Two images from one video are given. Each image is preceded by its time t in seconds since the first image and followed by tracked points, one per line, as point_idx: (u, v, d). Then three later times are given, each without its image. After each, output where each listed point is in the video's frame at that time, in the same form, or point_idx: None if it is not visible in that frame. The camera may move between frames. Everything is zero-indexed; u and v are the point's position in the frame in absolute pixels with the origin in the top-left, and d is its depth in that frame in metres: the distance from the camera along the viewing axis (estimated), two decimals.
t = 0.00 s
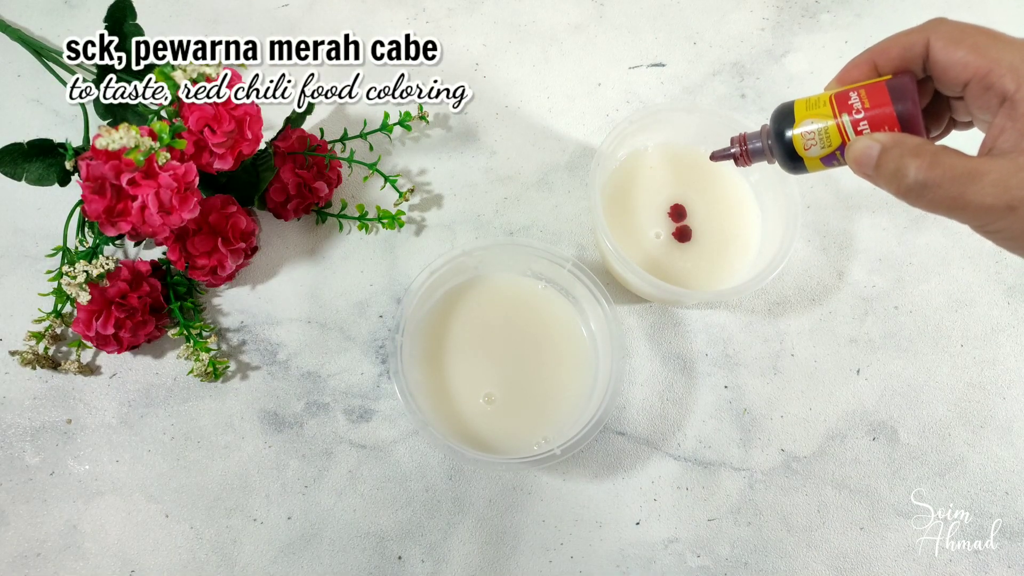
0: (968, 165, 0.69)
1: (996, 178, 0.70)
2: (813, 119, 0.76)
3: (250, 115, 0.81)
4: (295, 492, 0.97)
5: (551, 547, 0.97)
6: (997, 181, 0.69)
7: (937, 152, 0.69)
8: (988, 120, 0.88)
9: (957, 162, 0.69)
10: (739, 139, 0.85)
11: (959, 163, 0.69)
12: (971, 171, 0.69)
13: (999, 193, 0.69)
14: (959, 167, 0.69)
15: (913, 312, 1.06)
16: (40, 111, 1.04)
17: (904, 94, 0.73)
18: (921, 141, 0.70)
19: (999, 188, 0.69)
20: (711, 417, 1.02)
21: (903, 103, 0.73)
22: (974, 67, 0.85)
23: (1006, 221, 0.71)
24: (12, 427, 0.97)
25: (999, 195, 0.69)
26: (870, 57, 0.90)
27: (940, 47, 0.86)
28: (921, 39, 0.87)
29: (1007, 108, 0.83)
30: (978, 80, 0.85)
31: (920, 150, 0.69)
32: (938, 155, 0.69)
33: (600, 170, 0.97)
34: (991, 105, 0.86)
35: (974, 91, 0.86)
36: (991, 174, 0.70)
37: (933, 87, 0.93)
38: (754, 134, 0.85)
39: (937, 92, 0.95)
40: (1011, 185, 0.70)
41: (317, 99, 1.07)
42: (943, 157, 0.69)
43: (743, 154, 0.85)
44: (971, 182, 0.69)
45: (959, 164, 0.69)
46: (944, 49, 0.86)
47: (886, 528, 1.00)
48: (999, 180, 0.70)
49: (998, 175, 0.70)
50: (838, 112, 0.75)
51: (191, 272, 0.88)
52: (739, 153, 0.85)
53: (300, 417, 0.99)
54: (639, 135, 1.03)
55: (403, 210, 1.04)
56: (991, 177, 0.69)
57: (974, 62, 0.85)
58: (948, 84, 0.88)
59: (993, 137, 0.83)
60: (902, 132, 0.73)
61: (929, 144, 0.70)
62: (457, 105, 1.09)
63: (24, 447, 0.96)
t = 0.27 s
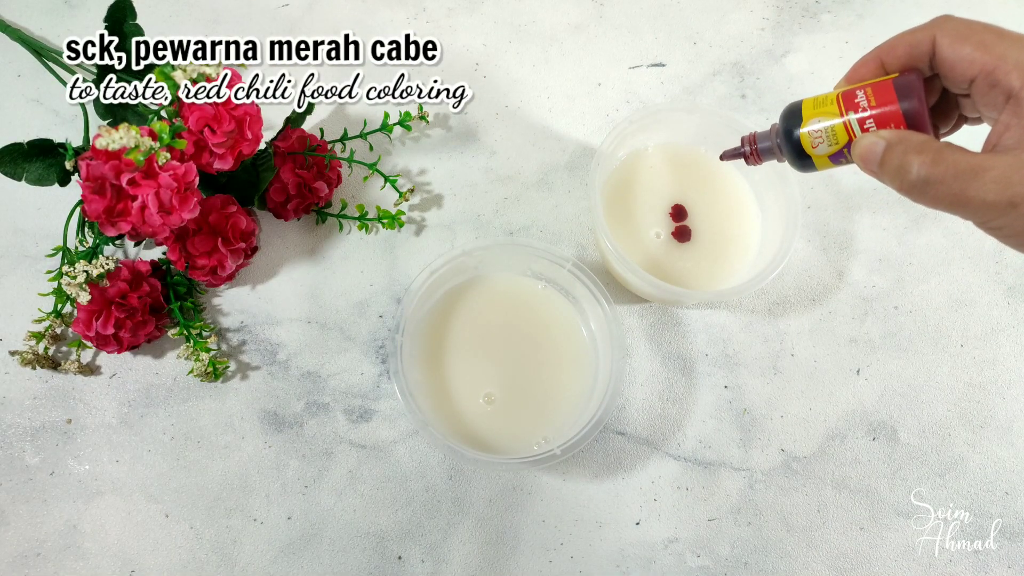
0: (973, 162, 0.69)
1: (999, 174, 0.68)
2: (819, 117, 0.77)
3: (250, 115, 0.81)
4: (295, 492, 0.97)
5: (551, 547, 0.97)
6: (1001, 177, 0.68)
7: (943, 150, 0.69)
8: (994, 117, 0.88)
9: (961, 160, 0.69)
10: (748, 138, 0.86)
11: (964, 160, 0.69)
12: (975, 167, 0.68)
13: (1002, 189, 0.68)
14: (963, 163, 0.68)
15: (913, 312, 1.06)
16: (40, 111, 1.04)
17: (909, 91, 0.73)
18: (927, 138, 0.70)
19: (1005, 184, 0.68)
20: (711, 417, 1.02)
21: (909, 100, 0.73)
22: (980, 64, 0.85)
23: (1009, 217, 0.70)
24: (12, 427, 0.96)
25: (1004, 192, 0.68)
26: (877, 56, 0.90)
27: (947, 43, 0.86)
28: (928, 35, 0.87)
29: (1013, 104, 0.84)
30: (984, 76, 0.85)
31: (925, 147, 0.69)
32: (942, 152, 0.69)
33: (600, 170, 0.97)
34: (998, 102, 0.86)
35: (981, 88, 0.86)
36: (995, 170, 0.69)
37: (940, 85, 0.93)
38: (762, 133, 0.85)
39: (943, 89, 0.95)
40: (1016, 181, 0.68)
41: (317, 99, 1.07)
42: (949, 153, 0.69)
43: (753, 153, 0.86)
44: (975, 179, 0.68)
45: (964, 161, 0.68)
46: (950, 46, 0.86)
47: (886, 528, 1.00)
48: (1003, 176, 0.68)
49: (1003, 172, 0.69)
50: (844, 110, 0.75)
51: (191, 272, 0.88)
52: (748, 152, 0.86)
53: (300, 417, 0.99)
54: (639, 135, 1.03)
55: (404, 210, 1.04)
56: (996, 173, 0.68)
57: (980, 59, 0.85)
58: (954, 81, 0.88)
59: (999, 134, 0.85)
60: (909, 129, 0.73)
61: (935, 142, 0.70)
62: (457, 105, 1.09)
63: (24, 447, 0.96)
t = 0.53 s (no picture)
0: (979, 159, 0.69)
1: (1004, 172, 0.68)
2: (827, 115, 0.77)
3: (250, 115, 0.81)
4: (295, 492, 0.97)
5: (551, 547, 0.97)
6: (1006, 175, 0.68)
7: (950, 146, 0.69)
8: (1002, 114, 0.88)
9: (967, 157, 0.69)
10: (756, 136, 0.86)
11: (970, 158, 0.69)
12: (980, 164, 0.68)
13: (1006, 187, 0.68)
14: (968, 161, 0.68)
15: (913, 312, 1.06)
16: (40, 111, 1.04)
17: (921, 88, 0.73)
18: (934, 135, 0.70)
19: (1010, 182, 0.68)
20: (711, 417, 1.02)
21: (919, 97, 0.73)
22: (988, 61, 0.85)
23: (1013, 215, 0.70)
24: (12, 427, 0.97)
25: (1009, 189, 0.68)
26: (885, 53, 0.91)
27: (956, 40, 0.87)
28: (936, 33, 0.88)
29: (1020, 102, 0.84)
30: (992, 73, 0.85)
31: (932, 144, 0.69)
32: (949, 150, 0.69)
33: (600, 170, 0.97)
34: (1005, 99, 0.86)
35: (989, 85, 0.87)
36: (1000, 168, 0.68)
37: (948, 82, 0.93)
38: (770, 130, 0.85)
39: (952, 86, 0.95)
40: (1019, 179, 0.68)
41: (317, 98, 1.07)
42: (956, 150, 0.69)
43: (760, 150, 0.86)
44: (981, 176, 0.68)
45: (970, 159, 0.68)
46: (958, 43, 0.86)
47: (886, 528, 1.00)
48: (1008, 174, 0.68)
49: (1009, 169, 0.68)
50: (852, 107, 0.75)
51: (191, 272, 0.88)
52: (756, 149, 0.86)
53: (300, 417, 0.99)
54: (639, 135, 1.03)
55: (404, 210, 1.04)
56: (1001, 170, 0.68)
57: (988, 56, 0.85)
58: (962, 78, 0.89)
59: (1006, 130, 0.87)
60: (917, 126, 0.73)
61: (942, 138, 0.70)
62: (457, 106, 1.09)
63: (24, 447, 0.96)
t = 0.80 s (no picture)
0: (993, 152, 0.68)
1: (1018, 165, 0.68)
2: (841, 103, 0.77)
3: (250, 115, 0.81)
4: (295, 492, 0.97)
5: (551, 547, 0.97)
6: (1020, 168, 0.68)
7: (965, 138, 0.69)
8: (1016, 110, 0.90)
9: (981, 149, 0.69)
10: (765, 124, 0.86)
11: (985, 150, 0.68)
12: (995, 157, 0.68)
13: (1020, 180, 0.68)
14: (982, 153, 0.68)
15: (913, 312, 1.06)
16: (40, 111, 1.04)
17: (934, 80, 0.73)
18: (949, 126, 0.70)
19: None
20: (711, 417, 1.02)
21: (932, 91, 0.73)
22: (1004, 55, 0.86)
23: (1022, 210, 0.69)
24: (12, 427, 0.96)
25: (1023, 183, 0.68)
26: (900, 45, 0.91)
27: (970, 34, 0.87)
28: (951, 26, 0.88)
29: None
30: (1007, 68, 0.86)
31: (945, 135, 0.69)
32: (963, 141, 0.69)
33: (600, 169, 0.97)
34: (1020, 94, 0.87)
35: (1003, 80, 0.88)
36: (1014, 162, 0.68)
37: (963, 78, 0.94)
38: (778, 120, 0.86)
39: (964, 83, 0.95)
40: None
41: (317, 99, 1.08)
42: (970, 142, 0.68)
43: (768, 138, 0.86)
44: (995, 169, 0.68)
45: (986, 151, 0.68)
46: (973, 37, 0.87)
47: (886, 528, 1.00)
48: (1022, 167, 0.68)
49: None
50: (865, 97, 0.75)
51: (191, 272, 0.88)
52: (764, 137, 0.86)
53: (300, 417, 0.99)
54: (639, 135, 1.03)
55: (404, 210, 1.04)
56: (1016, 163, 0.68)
57: (1003, 50, 0.86)
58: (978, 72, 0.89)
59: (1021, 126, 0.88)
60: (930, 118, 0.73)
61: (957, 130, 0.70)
62: (457, 106, 1.09)
63: (24, 447, 0.96)
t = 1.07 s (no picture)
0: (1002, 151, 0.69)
1: None
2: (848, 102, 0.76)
3: (250, 115, 0.81)
4: (295, 492, 0.97)
5: (551, 547, 0.97)
6: None
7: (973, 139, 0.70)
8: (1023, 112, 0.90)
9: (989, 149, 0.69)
10: (767, 124, 0.85)
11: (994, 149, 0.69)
12: (1004, 157, 0.68)
13: None
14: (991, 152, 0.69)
15: (913, 312, 1.06)
16: (40, 111, 1.04)
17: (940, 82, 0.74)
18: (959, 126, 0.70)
19: None
20: (711, 417, 1.02)
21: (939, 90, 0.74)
22: (1011, 55, 0.86)
23: None
24: (12, 427, 0.97)
25: None
26: (907, 44, 0.91)
27: (978, 34, 0.87)
28: (958, 26, 0.88)
29: None
30: (1015, 68, 0.86)
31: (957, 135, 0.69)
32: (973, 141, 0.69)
33: (600, 170, 0.97)
34: None
35: (1010, 80, 0.88)
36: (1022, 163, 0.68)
37: (970, 78, 0.94)
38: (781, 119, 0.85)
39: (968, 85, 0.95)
40: None
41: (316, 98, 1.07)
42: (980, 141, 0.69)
43: (771, 139, 0.86)
44: (1004, 169, 0.68)
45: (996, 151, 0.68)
46: (981, 36, 0.87)
47: (886, 528, 1.00)
48: None
49: None
50: (872, 97, 0.75)
51: (191, 272, 0.88)
52: (767, 138, 0.86)
53: (300, 417, 0.99)
54: (639, 135, 1.03)
55: (404, 210, 1.04)
56: None
57: (1011, 50, 0.86)
58: (985, 72, 0.89)
59: None
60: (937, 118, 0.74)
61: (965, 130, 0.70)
62: (457, 106, 1.09)
63: (24, 447, 0.96)
